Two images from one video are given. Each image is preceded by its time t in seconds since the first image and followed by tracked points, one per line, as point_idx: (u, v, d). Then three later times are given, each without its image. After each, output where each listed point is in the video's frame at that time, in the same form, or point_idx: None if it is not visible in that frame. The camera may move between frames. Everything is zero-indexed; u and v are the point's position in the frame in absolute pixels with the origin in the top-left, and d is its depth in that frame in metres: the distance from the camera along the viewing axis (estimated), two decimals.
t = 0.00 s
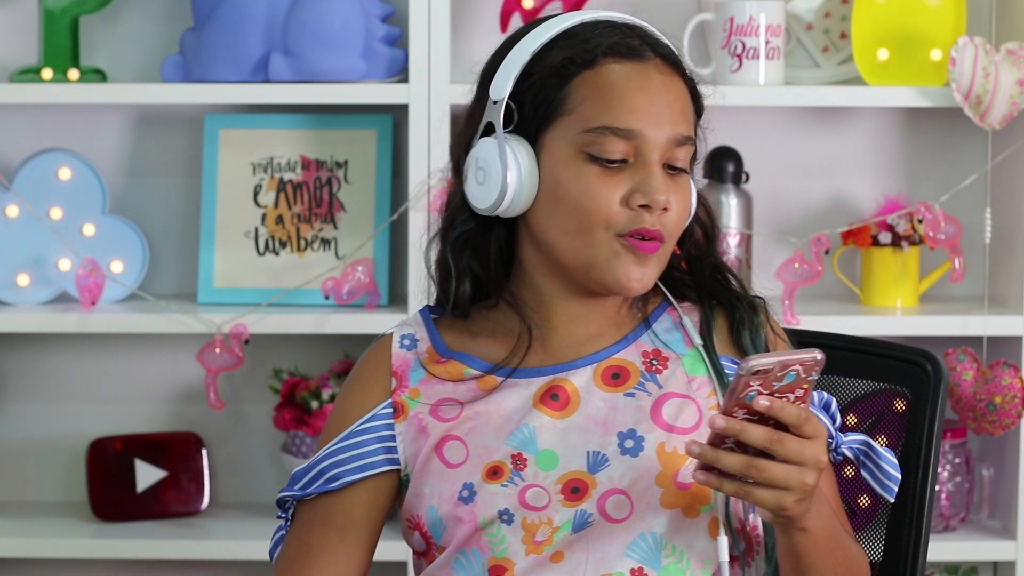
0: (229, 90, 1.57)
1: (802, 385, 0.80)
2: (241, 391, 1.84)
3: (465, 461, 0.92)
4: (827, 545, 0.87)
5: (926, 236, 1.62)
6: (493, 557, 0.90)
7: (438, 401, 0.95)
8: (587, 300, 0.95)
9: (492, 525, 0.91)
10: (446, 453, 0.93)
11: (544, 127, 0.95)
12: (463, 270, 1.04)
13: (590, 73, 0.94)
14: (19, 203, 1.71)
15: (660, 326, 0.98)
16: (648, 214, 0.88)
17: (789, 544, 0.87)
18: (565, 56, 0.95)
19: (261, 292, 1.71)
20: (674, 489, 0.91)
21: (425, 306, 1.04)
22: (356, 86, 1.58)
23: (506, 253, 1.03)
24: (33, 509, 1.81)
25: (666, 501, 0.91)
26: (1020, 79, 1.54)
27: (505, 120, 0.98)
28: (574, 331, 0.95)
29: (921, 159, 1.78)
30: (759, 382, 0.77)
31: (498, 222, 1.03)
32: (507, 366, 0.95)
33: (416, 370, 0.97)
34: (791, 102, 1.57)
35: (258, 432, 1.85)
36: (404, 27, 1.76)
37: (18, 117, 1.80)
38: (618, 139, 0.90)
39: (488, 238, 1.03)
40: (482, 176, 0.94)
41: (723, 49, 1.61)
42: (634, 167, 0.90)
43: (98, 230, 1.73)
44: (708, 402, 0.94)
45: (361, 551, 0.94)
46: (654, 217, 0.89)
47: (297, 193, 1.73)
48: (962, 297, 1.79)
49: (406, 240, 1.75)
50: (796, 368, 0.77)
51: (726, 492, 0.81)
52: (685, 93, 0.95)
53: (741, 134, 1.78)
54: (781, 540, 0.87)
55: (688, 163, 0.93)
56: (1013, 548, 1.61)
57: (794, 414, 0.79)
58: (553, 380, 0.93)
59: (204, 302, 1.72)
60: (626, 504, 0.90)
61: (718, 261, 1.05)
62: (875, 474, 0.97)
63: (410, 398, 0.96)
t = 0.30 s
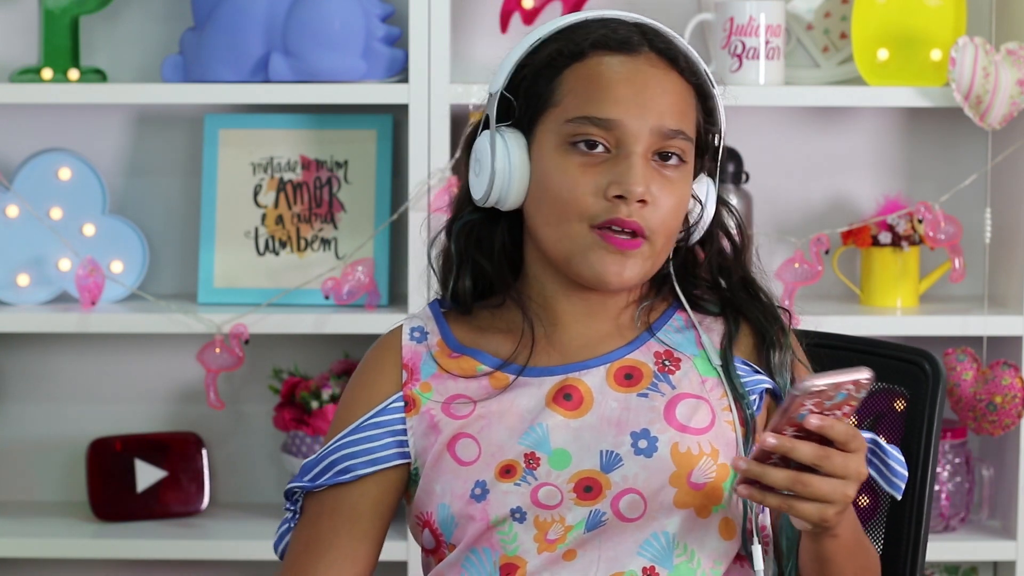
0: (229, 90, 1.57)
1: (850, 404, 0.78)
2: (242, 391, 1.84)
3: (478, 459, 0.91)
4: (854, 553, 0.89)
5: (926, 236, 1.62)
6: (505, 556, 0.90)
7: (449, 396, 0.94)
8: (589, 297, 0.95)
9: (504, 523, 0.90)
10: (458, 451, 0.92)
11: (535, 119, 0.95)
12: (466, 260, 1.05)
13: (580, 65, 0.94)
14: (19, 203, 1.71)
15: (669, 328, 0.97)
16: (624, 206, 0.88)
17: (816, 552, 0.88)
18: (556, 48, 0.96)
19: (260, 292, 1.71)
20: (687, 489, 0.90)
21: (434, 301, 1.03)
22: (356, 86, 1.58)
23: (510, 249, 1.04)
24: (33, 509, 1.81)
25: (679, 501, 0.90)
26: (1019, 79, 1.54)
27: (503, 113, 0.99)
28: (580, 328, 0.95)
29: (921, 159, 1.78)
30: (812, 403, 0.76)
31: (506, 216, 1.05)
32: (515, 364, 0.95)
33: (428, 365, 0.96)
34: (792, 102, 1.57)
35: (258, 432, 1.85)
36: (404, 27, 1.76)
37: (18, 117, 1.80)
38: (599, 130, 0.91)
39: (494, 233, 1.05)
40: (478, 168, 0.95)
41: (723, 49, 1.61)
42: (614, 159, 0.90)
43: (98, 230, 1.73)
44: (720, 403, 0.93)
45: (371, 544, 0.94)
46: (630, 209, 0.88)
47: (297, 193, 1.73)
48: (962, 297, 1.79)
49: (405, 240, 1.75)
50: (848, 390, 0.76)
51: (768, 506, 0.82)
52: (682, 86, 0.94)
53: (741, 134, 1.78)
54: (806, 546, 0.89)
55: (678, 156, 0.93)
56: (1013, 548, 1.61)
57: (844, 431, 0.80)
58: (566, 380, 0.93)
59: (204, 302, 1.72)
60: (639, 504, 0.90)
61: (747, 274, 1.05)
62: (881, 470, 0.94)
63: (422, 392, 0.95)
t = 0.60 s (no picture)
0: (229, 90, 1.57)
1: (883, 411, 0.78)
2: (242, 391, 1.84)
3: (485, 454, 0.91)
4: (861, 560, 0.89)
5: (926, 236, 1.63)
6: (511, 552, 0.89)
7: (456, 389, 0.94)
8: (602, 296, 0.95)
9: (511, 520, 0.90)
10: (465, 446, 0.92)
11: (564, 111, 0.95)
12: (480, 247, 1.06)
13: (614, 62, 0.94)
14: (19, 203, 1.72)
15: (678, 329, 0.98)
16: (646, 205, 0.88)
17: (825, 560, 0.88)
18: (593, 43, 0.95)
19: (260, 292, 1.71)
20: (695, 491, 0.90)
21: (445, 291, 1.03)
22: (356, 86, 1.58)
23: (526, 241, 1.04)
24: (33, 509, 1.81)
25: (686, 501, 0.90)
26: (1019, 79, 1.54)
27: (533, 103, 0.98)
28: (590, 325, 0.95)
29: (921, 159, 1.78)
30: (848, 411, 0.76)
31: (524, 205, 1.05)
32: (523, 359, 0.94)
33: (437, 357, 0.96)
34: (791, 102, 1.57)
35: (258, 432, 1.85)
36: (404, 27, 1.76)
37: (18, 117, 1.80)
38: (626, 127, 0.91)
39: (511, 222, 1.05)
40: (501, 153, 0.95)
41: (723, 49, 1.61)
42: (639, 158, 0.90)
43: (98, 230, 1.73)
44: (728, 406, 0.93)
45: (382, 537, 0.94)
46: (651, 209, 0.88)
47: (297, 193, 1.73)
48: (962, 297, 1.79)
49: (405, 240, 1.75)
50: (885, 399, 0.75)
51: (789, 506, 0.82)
52: (713, 95, 0.94)
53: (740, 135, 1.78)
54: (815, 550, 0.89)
55: (703, 161, 0.93)
56: (1013, 548, 1.61)
57: (875, 437, 0.80)
58: (575, 378, 0.93)
59: (204, 302, 1.72)
60: (647, 503, 0.89)
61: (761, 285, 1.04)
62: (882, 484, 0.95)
63: (430, 382, 0.95)
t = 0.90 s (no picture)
0: (229, 90, 1.57)
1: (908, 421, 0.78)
2: (242, 391, 1.84)
3: (493, 457, 0.91)
4: (868, 557, 0.89)
5: (926, 236, 1.63)
6: (523, 555, 0.89)
7: (461, 392, 0.94)
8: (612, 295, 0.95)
9: (521, 523, 0.90)
10: (473, 449, 0.92)
11: (584, 106, 0.95)
12: (489, 234, 1.06)
13: (640, 63, 0.94)
14: (19, 203, 1.71)
15: (681, 327, 0.97)
16: (652, 206, 0.88)
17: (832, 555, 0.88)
18: (621, 43, 0.95)
19: (261, 292, 1.71)
20: (703, 488, 0.90)
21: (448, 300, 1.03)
22: (356, 87, 1.58)
23: (534, 232, 1.04)
24: (33, 509, 1.81)
25: (695, 499, 0.90)
26: (1020, 79, 1.54)
27: (553, 96, 0.98)
28: (594, 323, 0.95)
29: (921, 159, 1.78)
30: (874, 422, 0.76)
31: (534, 197, 1.04)
32: (523, 359, 0.95)
33: (442, 362, 0.96)
34: (792, 102, 1.57)
35: (259, 432, 1.85)
36: (404, 27, 1.76)
37: (18, 117, 1.80)
38: (643, 128, 0.91)
39: (519, 212, 1.04)
40: (515, 141, 0.95)
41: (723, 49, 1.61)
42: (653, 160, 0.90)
43: (98, 229, 1.72)
44: (734, 401, 0.93)
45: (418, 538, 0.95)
46: (657, 211, 0.88)
47: (297, 193, 1.73)
48: (962, 297, 1.79)
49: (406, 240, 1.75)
50: (913, 409, 0.76)
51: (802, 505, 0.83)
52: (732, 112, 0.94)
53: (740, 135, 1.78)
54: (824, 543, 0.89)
55: (713, 174, 0.93)
56: (1013, 548, 1.61)
57: (897, 448, 0.79)
58: (581, 378, 0.93)
59: (204, 302, 1.72)
60: (657, 503, 0.89)
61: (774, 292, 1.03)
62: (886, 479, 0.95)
63: (436, 388, 0.95)
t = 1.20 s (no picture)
0: (228, 90, 1.57)
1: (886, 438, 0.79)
2: (242, 392, 1.84)
3: (504, 467, 0.90)
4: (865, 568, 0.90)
5: (926, 236, 1.63)
6: (541, 565, 0.88)
7: (470, 401, 0.94)
8: (617, 301, 0.95)
9: (537, 533, 0.89)
10: (484, 459, 0.91)
11: (590, 111, 0.95)
12: (495, 244, 1.06)
13: (645, 67, 0.94)
14: (19, 203, 1.71)
15: (689, 332, 0.97)
16: (665, 211, 0.88)
17: (825, 565, 0.89)
18: (624, 47, 0.95)
19: (261, 292, 1.71)
20: (720, 496, 0.90)
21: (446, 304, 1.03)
22: (356, 86, 1.58)
23: (539, 236, 1.04)
24: (33, 509, 1.81)
25: (713, 507, 0.90)
26: (1020, 79, 1.54)
27: (555, 100, 0.98)
28: (602, 330, 0.95)
29: (920, 159, 1.78)
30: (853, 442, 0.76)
31: (536, 202, 1.05)
32: (532, 367, 0.94)
33: (450, 376, 0.96)
34: (791, 102, 1.57)
35: (259, 432, 1.85)
36: (403, 27, 1.76)
37: (17, 117, 1.80)
38: (651, 133, 0.91)
39: (524, 217, 1.05)
40: (519, 146, 0.95)
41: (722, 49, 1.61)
42: (664, 164, 0.90)
43: (98, 229, 1.72)
44: (746, 408, 0.93)
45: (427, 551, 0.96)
46: (670, 216, 0.88)
47: (298, 193, 1.73)
48: (962, 297, 1.79)
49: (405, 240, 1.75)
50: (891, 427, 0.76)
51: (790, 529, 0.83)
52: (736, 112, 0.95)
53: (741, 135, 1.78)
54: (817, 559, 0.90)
55: (720, 175, 0.93)
56: (1013, 548, 1.61)
57: (878, 466, 0.79)
58: (590, 387, 0.92)
59: (204, 302, 1.72)
60: (676, 512, 0.89)
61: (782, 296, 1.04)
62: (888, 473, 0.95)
63: (445, 400, 0.94)
